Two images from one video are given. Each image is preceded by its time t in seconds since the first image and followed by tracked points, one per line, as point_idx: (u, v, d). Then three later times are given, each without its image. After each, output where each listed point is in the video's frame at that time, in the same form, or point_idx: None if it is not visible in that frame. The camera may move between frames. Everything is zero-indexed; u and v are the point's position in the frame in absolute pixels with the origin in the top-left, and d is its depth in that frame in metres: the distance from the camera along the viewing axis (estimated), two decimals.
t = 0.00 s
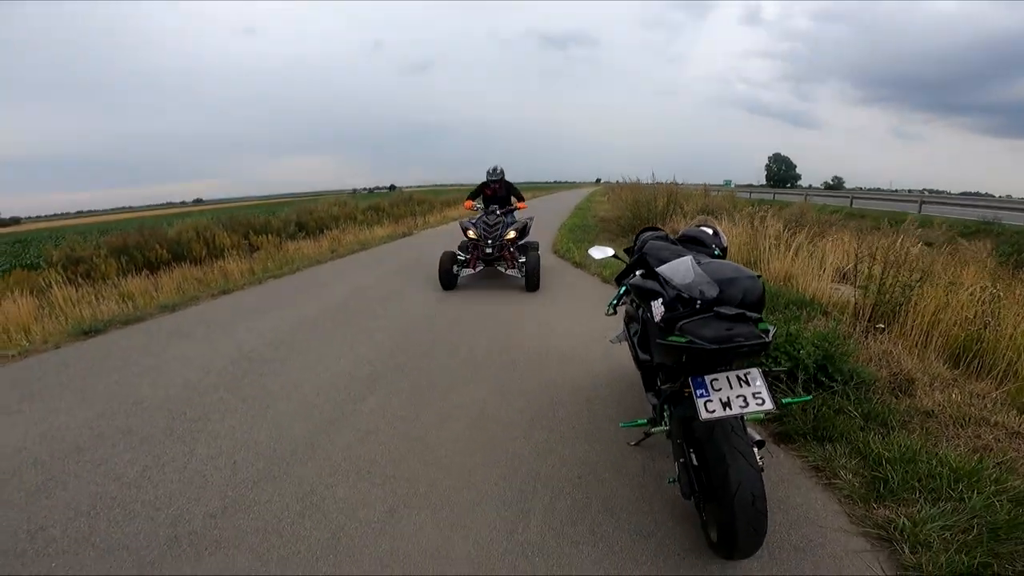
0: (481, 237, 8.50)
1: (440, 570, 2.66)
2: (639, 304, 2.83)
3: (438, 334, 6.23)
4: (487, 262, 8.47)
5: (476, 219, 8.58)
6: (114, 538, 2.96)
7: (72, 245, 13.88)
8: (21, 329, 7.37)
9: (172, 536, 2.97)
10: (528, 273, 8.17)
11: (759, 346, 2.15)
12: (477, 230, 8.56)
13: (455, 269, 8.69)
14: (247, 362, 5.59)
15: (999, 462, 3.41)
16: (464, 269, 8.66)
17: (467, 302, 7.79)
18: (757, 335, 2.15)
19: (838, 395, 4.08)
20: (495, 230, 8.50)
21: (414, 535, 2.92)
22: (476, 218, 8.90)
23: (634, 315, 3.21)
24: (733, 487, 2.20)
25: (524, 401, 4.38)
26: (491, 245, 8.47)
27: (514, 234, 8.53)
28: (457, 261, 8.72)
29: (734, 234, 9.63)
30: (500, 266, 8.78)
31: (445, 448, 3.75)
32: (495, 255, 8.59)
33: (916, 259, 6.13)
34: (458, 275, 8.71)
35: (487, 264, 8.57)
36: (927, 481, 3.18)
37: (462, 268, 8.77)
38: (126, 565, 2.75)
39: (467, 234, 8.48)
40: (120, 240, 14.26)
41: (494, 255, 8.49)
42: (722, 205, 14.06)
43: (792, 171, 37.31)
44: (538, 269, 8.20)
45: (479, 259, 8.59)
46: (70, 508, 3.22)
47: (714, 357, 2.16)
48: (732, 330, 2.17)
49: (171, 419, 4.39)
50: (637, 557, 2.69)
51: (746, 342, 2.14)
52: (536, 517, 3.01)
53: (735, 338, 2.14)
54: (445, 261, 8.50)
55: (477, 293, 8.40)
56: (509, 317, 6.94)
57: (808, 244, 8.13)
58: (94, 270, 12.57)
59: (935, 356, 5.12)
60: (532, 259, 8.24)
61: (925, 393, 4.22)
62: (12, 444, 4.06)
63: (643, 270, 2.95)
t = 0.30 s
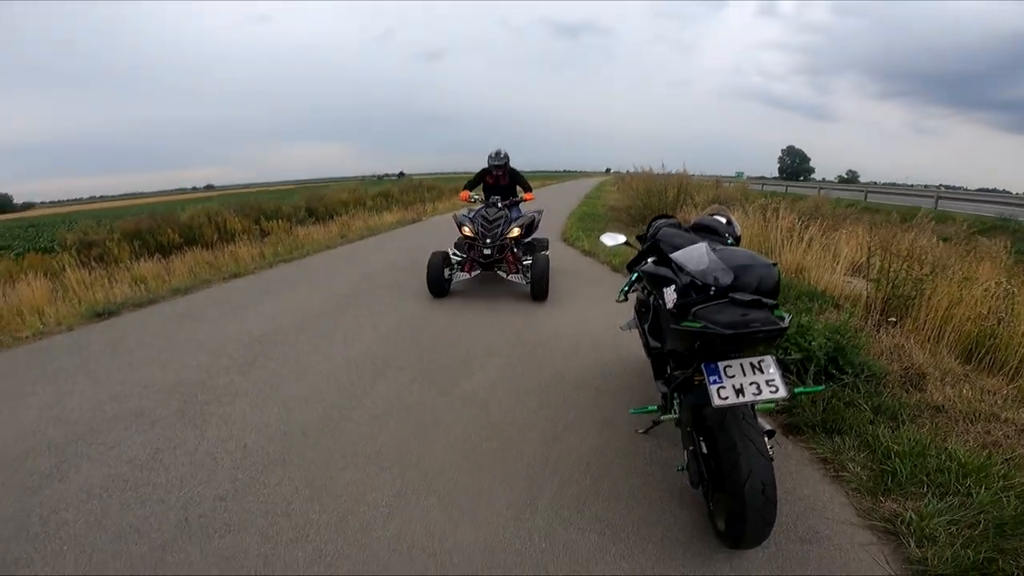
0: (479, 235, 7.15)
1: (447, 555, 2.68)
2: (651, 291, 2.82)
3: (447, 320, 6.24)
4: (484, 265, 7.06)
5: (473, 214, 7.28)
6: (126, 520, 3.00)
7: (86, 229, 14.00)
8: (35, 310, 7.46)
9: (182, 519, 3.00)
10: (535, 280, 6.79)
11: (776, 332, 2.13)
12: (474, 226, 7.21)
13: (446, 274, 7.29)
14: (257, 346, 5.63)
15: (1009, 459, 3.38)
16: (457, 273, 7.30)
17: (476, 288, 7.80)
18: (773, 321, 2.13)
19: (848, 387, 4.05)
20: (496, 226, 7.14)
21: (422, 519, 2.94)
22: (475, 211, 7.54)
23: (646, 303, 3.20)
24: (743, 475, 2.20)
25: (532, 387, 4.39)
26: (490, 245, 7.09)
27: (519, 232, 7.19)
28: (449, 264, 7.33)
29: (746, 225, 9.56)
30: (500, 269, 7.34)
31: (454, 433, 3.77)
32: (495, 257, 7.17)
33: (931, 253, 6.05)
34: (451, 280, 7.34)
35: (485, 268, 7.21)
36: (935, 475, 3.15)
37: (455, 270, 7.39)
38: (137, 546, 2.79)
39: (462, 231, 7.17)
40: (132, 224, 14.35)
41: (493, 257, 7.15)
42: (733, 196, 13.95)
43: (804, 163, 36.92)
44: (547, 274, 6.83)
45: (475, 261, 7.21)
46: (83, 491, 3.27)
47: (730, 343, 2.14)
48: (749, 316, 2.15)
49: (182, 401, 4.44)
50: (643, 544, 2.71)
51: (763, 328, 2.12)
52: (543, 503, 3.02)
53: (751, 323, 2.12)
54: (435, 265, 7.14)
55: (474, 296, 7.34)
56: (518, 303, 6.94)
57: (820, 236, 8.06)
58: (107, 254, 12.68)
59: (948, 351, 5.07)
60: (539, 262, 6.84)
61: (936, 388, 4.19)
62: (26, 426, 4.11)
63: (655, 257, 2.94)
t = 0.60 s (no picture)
0: (474, 233, 5.94)
1: (454, 538, 2.70)
2: (664, 276, 2.81)
3: (456, 305, 6.25)
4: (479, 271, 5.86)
5: (467, 208, 6.10)
6: (138, 501, 3.04)
7: (100, 213, 14.12)
8: (52, 291, 7.56)
9: (193, 500, 3.05)
10: (541, 285, 5.63)
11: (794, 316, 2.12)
12: (468, 222, 6.01)
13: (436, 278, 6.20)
14: (268, 328, 5.66)
15: (1020, 455, 3.34)
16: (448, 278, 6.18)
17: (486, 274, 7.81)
18: (790, 305, 2.12)
19: (859, 379, 4.02)
20: (494, 223, 5.94)
21: (429, 502, 2.97)
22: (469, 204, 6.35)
23: (657, 289, 3.19)
24: (754, 464, 2.19)
25: (541, 373, 4.39)
26: (486, 245, 5.86)
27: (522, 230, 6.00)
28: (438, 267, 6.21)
29: (760, 217, 9.48)
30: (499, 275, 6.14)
31: (462, 417, 3.78)
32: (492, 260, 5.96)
33: (948, 247, 5.97)
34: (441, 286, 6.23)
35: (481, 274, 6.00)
36: (944, 469, 3.13)
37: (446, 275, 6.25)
38: (148, 527, 2.83)
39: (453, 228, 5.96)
40: (146, 207, 14.46)
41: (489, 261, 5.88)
42: (747, 187, 13.82)
43: (819, 156, 36.49)
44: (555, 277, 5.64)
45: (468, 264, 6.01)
46: (95, 472, 3.31)
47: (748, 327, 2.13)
48: (765, 300, 2.14)
49: (194, 382, 4.49)
50: (649, 531, 2.71)
51: (779, 312, 2.11)
52: (549, 489, 3.04)
53: (768, 307, 2.12)
54: (421, 267, 6.01)
55: (470, 302, 6.34)
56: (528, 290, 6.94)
57: (834, 229, 7.98)
58: (120, 237, 12.78)
59: (961, 346, 5.02)
60: (546, 264, 5.68)
61: (948, 383, 4.15)
62: (40, 406, 4.17)
63: (668, 242, 2.93)
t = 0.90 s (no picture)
0: (468, 235, 5.10)
1: (460, 525, 2.72)
2: (678, 267, 2.80)
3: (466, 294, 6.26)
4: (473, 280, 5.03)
5: (462, 205, 5.26)
6: (150, 484, 3.09)
7: (116, 198, 14.27)
8: (68, 275, 7.65)
9: (204, 484, 3.08)
10: (545, 298, 4.74)
11: (811, 306, 2.11)
12: (462, 222, 5.17)
13: (421, 288, 5.35)
14: (280, 313, 5.70)
15: None
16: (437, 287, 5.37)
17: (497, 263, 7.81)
18: (808, 295, 2.11)
19: (871, 375, 3.99)
20: (492, 224, 5.11)
21: (437, 488, 2.99)
22: (466, 200, 5.52)
23: (670, 280, 3.18)
24: (765, 457, 2.19)
25: (549, 363, 4.39)
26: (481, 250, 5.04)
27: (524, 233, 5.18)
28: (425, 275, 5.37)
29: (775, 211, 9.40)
30: (495, 284, 5.30)
31: (471, 405, 3.80)
32: (488, 267, 5.12)
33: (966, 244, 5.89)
34: (427, 297, 5.39)
35: (475, 284, 5.17)
36: (954, 467, 3.10)
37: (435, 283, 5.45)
38: (159, 511, 2.87)
39: (444, 228, 5.15)
40: (161, 193, 14.59)
41: (484, 269, 5.07)
42: (762, 181, 13.69)
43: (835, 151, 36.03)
44: (563, 290, 4.77)
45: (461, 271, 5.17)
46: (109, 455, 3.36)
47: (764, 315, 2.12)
48: (782, 289, 2.13)
49: (206, 366, 4.53)
50: (655, 522, 2.72)
51: (797, 301, 2.10)
52: (557, 478, 3.04)
53: (785, 297, 2.10)
54: (404, 276, 5.16)
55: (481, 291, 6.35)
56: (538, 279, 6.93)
57: (851, 225, 7.89)
58: (135, 222, 12.91)
59: (976, 345, 4.96)
60: (551, 274, 4.83)
61: (961, 380, 4.11)
62: (56, 388, 4.23)
63: (683, 233, 2.91)
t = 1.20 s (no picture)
0: (462, 240, 4.52)
1: (469, 513, 2.74)
2: (693, 259, 2.80)
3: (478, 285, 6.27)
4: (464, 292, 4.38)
5: (458, 205, 4.71)
6: (164, 469, 3.13)
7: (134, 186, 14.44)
8: (86, 261, 7.76)
9: (216, 469, 3.13)
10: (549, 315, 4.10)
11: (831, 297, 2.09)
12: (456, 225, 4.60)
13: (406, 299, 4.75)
14: (294, 300, 5.75)
15: None
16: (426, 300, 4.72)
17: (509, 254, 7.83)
18: (828, 287, 2.10)
19: (885, 374, 3.95)
20: (490, 227, 4.52)
21: (446, 476, 3.01)
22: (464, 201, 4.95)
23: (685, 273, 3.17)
24: (779, 450, 2.18)
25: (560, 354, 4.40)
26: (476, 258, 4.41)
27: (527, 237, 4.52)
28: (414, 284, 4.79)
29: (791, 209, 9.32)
30: (494, 298, 4.63)
31: (481, 395, 3.81)
32: (484, 278, 4.48)
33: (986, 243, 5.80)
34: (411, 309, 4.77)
35: (467, 298, 4.51)
36: (968, 466, 3.06)
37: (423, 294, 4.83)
38: (172, 496, 2.91)
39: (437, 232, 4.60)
40: (178, 181, 14.73)
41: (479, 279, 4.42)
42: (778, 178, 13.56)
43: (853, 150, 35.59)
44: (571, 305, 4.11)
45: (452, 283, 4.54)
46: (124, 440, 3.41)
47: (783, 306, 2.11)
48: (802, 281, 2.12)
49: (221, 352, 4.59)
50: (664, 516, 2.72)
51: (817, 292, 2.08)
52: (566, 469, 3.05)
53: (804, 287, 2.09)
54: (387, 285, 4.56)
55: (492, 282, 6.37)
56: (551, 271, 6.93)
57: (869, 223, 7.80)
58: (152, 210, 13.06)
59: (993, 346, 4.89)
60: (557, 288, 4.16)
61: (977, 381, 4.06)
62: (73, 372, 4.30)
63: (698, 226, 2.90)
